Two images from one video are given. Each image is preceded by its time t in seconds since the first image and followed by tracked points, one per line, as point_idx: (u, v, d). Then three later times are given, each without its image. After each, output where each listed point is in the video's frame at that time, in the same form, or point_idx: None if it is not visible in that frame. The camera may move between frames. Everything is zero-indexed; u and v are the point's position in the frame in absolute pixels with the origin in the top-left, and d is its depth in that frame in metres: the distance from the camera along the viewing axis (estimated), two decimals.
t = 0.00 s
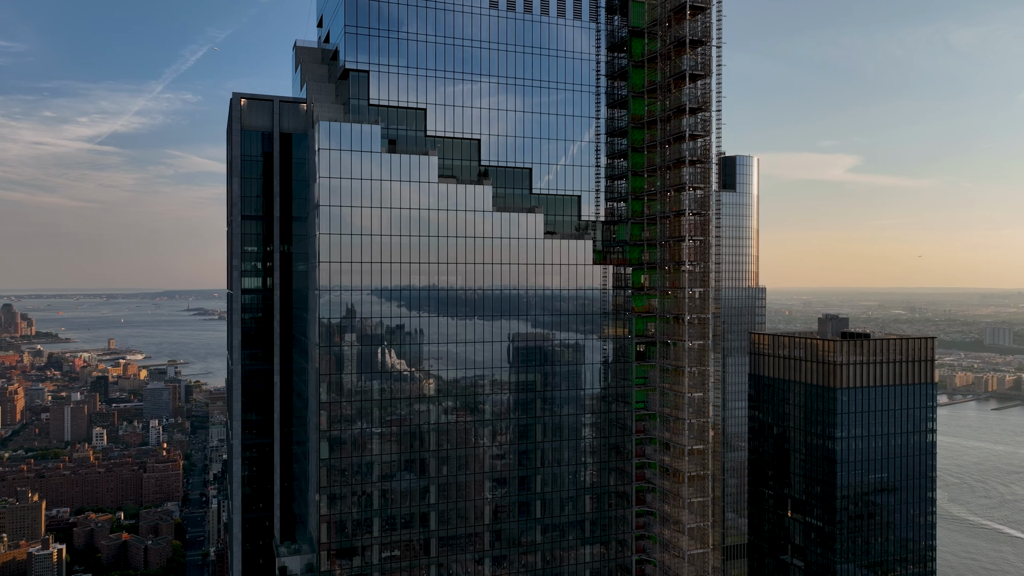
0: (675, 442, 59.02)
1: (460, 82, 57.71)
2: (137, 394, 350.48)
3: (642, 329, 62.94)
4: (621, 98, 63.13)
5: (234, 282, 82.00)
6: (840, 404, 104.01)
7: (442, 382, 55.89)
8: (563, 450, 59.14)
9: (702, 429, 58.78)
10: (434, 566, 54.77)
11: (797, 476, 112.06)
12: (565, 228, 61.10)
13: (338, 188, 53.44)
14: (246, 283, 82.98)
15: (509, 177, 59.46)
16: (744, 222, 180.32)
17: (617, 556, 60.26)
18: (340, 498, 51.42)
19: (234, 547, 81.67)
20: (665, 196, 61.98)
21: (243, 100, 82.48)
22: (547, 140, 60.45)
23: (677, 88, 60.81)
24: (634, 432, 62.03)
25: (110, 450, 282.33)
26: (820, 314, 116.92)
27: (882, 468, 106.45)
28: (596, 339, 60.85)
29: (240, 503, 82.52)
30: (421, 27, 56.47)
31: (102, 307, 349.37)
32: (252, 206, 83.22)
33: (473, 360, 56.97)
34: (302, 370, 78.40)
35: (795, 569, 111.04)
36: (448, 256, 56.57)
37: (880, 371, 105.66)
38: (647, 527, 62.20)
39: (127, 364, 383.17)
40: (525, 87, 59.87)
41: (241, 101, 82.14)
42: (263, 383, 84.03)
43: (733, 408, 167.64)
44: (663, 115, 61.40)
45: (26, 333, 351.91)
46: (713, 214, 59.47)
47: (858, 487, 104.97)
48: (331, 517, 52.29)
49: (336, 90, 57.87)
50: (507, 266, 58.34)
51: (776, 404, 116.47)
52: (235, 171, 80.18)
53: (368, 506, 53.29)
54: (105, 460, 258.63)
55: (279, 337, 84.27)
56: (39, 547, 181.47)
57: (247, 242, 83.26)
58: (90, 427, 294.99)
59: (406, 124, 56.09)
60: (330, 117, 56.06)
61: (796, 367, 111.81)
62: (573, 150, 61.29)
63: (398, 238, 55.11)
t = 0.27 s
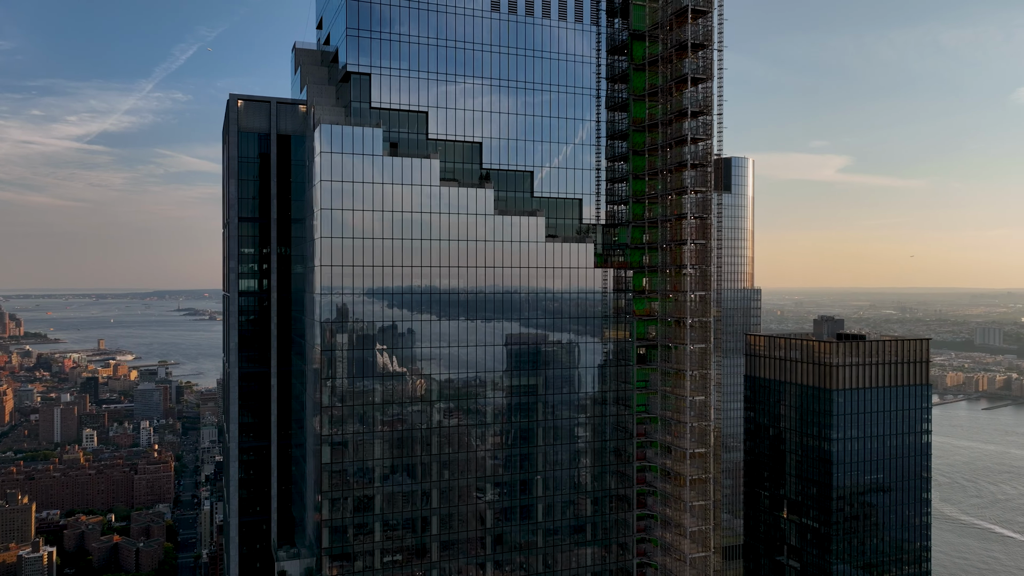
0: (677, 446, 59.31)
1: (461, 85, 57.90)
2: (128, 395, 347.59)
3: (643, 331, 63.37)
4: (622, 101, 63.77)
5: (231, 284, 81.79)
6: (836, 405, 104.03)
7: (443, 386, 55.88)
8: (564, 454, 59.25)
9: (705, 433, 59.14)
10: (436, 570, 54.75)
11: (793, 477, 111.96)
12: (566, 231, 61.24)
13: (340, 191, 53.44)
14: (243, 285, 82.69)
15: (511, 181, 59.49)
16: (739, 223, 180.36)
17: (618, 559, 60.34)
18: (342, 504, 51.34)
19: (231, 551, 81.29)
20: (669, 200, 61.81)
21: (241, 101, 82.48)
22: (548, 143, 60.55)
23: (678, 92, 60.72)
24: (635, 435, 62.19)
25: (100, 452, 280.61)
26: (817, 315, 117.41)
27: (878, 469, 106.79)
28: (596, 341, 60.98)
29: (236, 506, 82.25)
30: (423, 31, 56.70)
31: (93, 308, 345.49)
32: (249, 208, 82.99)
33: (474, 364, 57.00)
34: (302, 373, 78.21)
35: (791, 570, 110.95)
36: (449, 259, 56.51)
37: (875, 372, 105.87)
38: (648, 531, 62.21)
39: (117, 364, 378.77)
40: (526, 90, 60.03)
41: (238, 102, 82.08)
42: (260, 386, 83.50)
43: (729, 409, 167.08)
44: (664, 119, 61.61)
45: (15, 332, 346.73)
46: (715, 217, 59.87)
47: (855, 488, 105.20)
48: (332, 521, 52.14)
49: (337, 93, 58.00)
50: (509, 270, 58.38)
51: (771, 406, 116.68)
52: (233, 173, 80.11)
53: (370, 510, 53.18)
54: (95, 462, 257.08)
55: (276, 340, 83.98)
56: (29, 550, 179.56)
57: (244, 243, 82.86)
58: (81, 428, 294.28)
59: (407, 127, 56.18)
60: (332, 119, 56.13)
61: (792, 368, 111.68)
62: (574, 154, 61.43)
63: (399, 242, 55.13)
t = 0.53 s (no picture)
0: (679, 449, 59.29)
1: (463, 88, 57.76)
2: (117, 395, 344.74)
3: (645, 335, 63.50)
4: (622, 103, 63.54)
5: (228, 286, 81.31)
6: (832, 407, 103.84)
7: (442, 389, 55.72)
8: (565, 457, 59.26)
9: (705, 437, 59.36)
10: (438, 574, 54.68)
11: (789, 479, 111.93)
12: (568, 234, 61.22)
13: (342, 195, 53.20)
14: (240, 287, 82.37)
15: (513, 184, 59.39)
16: (734, 224, 180.13)
17: (620, 563, 60.39)
18: (342, 507, 51.21)
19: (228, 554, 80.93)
20: (669, 203, 62.01)
21: (238, 103, 82.20)
22: (549, 146, 60.41)
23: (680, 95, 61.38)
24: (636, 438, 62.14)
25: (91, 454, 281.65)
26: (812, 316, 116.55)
27: (873, 470, 107.12)
28: (596, 344, 61.01)
29: (234, 510, 81.78)
30: (425, 34, 56.62)
31: (82, 307, 341.61)
32: (246, 210, 82.63)
33: (476, 368, 56.89)
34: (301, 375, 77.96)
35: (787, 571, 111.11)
36: (450, 262, 56.46)
37: (871, 374, 105.87)
38: (650, 534, 62.32)
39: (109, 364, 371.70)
40: (527, 93, 59.92)
41: (235, 104, 81.78)
42: (256, 389, 83.07)
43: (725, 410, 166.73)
44: (666, 122, 61.82)
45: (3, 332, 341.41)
46: (716, 221, 60.16)
47: (850, 489, 105.51)
48: (333, 526, 51.97)
49: (338, 96, 57.72)
50: (510, 273, 58.44)
51: (766, 407, 116.77)
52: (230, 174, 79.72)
53: (372, 514, 53.08)
54: (86, 464, 255.53)
55: (273, 342, 83.64)
56: (18, 553, 177.82)
57: (240, 246, 82.44)
58: (71, 430, 292.30)
59: (409, 130, 56.02)
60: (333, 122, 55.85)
61: (788, 369, 111.47)
62: (575, 157, 61.41)
63: (401, 245, 55.03)
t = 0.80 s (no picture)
0: (681, 452, 59.60)
1: (465, 91, 57.87)
2: (108, 396, 342.10)
3: (646, 338, 63.73)
4: (626, 106, 63.15)
5: (227, 288, 80.99)
6: (830, 408, 103.43)
7: (438, 390, 55.43)
8: (568, 461, 59.24)
9: (707, 439, 59.91)
10: None
11: (786, 480, 111.77)
12: (570, 238, 61.37)
13: (345, 198, 53.05)
14: (239, 290, 82.07)
15: (514, 187, 59.53)
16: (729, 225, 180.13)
17: (622, 566, 60.58)
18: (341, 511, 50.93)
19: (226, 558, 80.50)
20: (672, 206, 62.99)
21: (236, 104, 81.87)
22: (550, 149, 60.63)
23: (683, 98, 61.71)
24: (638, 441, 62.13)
25: (82, 456, 280.89)
26: (808, 318, 116.03)
27: (870, 471, 107.29)
28: (598, 346, 61.06)
29: (231, 514, 81.25)
30: (429, 37, 56.71)
31: (73, 308, 338.34)
32: (243, 212, 82.32)
33: (479, 371, 56.89)
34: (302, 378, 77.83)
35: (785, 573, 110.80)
36: (452, 266, 56.50)
37: (867, 375, 105.90)
38: (651, 537, 62.38)
39: (100, 366, 363.17)
40: (529, 96, 60.14)
41: (233, 105, 81.45)
42: (254, 391, 82.72)
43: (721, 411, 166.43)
44: (668, 126, 62.24)
45: None
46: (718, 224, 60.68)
47: (847, 490, 105.57)
48: (335, 531, 51.72)
49: (341, 99, 57.64)
50: (513, 276, 58.53)
51: (760, 408, 116.66)
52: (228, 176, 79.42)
53: (374, 518, 52.96)
54: (77, 465, 253.91)
55: (271, 345, 83.36)
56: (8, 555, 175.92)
57: (237, 247, 82.12)
58: (62, 431, 290.25)
59: (412, 133, 56.04)
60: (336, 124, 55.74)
61: (784, 371, 110.99)
62: (576, 160, 61.63)
63: (404, 248, 55.04)
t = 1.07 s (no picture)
0: (684, 456, 59.83)
1: (468, 94, 57.75)
2: (100, 397, 340.31)
3: (648, 342, 63.78)
4: (627, 109, 63.61)
5: (225, 291, 80.56)
6: (827, 410, 103.54)
7: (430, 391, 55.08)
8: (570, 465, 59.31)
9: (710, 443, 60.22)
10: None
11: (783, 481, 111.55)
12: (572, 241, 61.32)
13: (348, 202, 52.88)
14: (237, 293, 81.65)
15: (517, 191, 59.44)
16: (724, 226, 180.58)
17: (625, 570, 60.56)
18: (343, 517, 50.71)
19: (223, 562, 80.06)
20: (673, 210, 63.21)
21: (233, 105, 81.40)
22: (551, 152, 60.63)
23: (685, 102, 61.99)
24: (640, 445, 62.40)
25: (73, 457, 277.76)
26: (805, 319, 117.02)
27: (867, 473, 107.40)
28: (601, 350, 61.13)
29: (229, 517, 80.86)
30: (432, 40, 56.62)
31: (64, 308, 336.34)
32: (241, 214, 81.88)
33: (475, 373, 56.61)
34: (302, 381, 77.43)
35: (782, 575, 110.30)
36: (454, 270, 56.43)
37: (864, 377, 105.96)
38: (653, 541, 62.39)
39: (87, 367, 355.01)
40: (530, 100, 60.12)
41: (230, 106, 80.98)
42: (251, 394, 82.31)
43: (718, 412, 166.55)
44: (671, 129, 62.37)
45: None
46: (721, 228, 61.30)
47: (844, 491, 105.48)
48: (337, 537, 51.58)
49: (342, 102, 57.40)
50: (514, 280, 58.55)
51: (755, 410, 116.61)
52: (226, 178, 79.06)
53: (377, 523, 52.83)
54: (68, 467, 252.67)
55: (269, 347, 83.09)
56: None
57: (235, 250, 81.68)
58: (53, 432, 288.80)
59: (413, 136, 55.77)
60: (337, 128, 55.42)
61: (782, 373, 110.95)
62: (578, 163, 61.63)
63: (406, 252, 54.97)
